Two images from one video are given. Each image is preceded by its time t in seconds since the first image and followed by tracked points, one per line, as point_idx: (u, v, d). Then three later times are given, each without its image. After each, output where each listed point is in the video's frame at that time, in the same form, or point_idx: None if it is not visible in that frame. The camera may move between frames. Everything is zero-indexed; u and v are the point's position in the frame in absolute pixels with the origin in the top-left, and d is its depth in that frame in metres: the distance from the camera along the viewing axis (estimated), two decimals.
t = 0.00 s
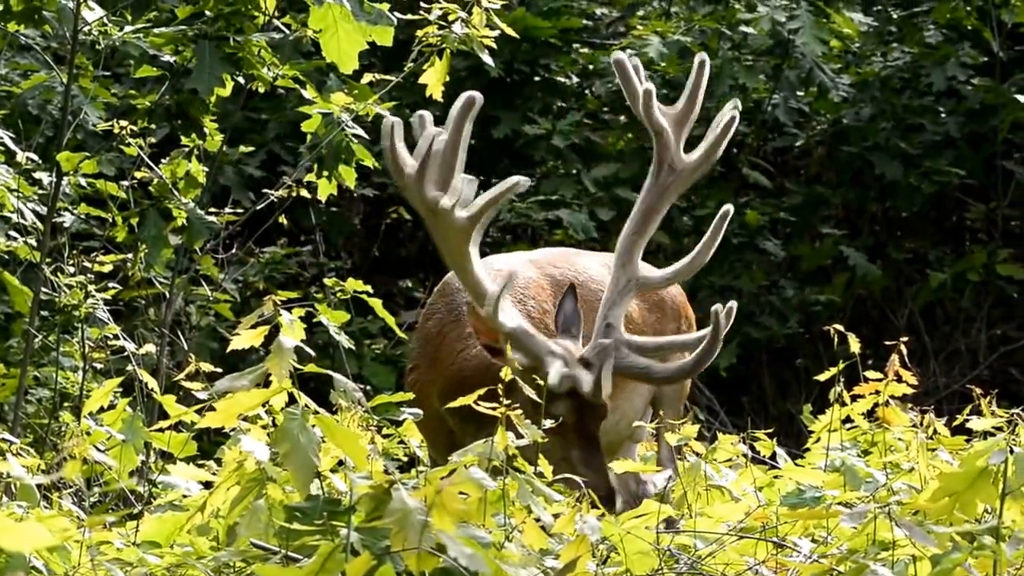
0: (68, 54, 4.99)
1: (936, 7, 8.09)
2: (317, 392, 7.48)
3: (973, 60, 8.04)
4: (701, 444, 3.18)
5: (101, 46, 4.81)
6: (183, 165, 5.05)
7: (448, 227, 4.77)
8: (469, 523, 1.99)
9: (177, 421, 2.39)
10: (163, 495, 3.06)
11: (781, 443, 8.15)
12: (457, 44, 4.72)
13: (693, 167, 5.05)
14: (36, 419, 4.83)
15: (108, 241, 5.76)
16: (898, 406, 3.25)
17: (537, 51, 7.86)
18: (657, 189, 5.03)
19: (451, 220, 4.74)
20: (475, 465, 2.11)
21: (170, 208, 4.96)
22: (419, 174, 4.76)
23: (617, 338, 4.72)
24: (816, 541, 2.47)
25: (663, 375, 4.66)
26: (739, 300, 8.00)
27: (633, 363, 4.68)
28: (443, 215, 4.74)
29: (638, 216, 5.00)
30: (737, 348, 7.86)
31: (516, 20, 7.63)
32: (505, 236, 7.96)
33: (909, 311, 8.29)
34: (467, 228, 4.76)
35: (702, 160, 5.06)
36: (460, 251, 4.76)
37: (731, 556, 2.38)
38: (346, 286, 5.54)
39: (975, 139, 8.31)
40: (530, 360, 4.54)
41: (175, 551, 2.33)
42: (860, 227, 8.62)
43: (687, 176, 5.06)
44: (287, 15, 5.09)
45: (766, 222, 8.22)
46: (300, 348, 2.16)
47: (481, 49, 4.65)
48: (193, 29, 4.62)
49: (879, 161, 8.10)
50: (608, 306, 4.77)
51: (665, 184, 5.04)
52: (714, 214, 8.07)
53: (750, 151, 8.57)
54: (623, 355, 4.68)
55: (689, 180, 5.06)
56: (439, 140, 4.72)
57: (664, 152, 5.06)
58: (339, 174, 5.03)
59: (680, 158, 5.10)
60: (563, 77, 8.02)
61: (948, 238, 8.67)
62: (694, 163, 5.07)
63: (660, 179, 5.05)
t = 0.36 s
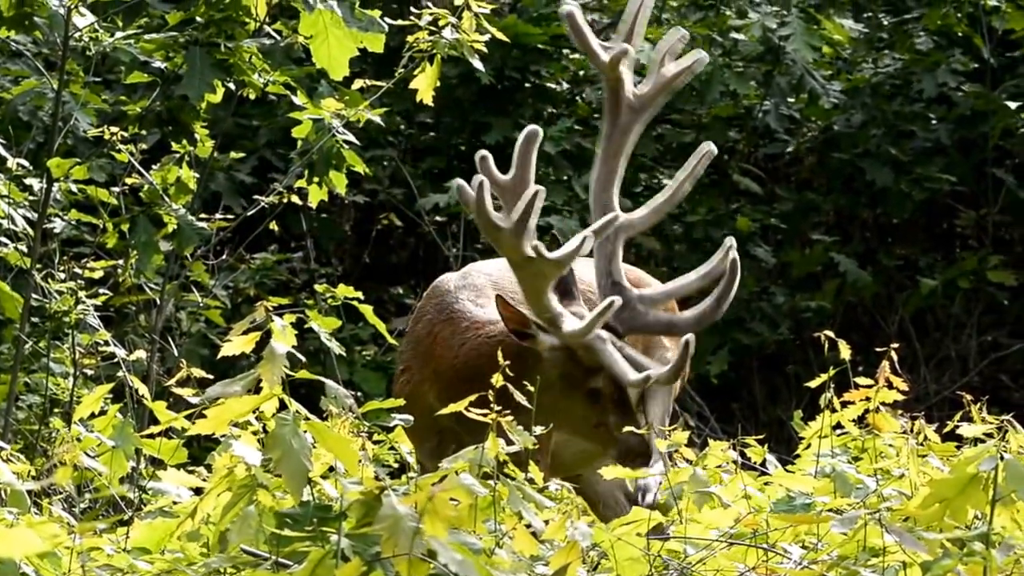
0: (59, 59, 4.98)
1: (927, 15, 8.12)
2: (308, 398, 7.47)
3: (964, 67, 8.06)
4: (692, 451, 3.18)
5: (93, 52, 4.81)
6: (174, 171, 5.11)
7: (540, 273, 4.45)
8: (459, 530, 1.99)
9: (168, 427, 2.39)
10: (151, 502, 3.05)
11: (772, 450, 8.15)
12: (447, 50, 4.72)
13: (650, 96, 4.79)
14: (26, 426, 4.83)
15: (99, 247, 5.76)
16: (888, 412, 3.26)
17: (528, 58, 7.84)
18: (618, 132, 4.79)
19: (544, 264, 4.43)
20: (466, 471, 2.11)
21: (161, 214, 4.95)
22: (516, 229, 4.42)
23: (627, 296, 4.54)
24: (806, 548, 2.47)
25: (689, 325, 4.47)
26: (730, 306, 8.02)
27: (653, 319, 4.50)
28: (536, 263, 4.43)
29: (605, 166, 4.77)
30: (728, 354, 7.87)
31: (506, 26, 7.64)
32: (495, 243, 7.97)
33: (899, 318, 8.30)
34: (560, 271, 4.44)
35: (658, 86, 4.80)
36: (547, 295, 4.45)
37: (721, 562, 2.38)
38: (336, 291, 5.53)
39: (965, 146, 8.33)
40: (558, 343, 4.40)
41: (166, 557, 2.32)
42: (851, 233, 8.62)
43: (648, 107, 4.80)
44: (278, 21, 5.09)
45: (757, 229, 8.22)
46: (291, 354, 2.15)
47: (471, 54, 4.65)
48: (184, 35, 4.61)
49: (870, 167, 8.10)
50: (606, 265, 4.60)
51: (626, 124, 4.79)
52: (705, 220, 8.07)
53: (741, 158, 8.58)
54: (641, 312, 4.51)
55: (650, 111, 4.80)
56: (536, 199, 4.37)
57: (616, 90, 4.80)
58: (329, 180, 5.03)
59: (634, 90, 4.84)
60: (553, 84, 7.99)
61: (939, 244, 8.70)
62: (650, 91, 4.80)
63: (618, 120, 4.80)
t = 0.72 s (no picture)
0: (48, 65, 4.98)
1: (916, 21, 8.15)
2: (297, 404, 7.47)
3: (953, 73, 8.09)
4: (681, 457, 3.19)
5: (82, 59, 4.80)
6: (163, 177, 5.10)
7: (568, 269, 4.46)
8: (449, 536, 1.99)
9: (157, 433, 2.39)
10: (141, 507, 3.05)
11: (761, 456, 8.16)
12: (436, 55, 4.72)
13: (628, 76, 4.85)
14: (15, 433, 4.82)
15: (89, 253, 5.76)
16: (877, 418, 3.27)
17: (516, 64, 7.91)
18: (601, 114, 4.87)
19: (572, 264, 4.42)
20: (455, 478, 2.12)
21: (150, 220, 4.94)
22: (545, 228, 4.43)
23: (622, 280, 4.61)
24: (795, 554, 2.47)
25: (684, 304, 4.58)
26: (719, 313, 8.05)
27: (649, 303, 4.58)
28: (565, 260, 4.44)
29: (590, 148, 4.87)
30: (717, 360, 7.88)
31: (496, 33, 7.65)
32: (485, 249, 7.97)
33: (888, 324, 8.32)
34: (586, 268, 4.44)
35: (634, 67, 4.86)
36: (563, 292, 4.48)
37: (710, 569, 2.39)
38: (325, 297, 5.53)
39: (954, 152, 8.35)
40: (562, 331, 4.45)
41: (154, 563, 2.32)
42: (840, 240, 8.63)
43: (629, 86, 4.86)
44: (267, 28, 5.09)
45: (746, 235, 8.23)
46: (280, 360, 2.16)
47: (460, 59, 4.65)
48: (174, 41, 4.61)
49: (859, 174, 8.11)
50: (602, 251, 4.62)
51: (608, 106, 4.87)
52: (694, 227, 8.08)
53: (730, 164, 8.60)
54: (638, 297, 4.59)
55: (630, 91, 4.87)
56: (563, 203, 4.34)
57: (595, 75, 4.86)
58: (319, 186, 5.03)
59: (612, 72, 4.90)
60: (542, 90, 7.99)
61: (928, 251, 8.72)
62: (627, 71, 4.87)
63: (600, 102, 4.87)
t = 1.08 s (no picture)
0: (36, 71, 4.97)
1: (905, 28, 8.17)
2: (286, 410, 7.46)
3: (942, 79, 8.10)
4: (670, 463, 3.20)
5: (70, 64, 4.79)
6: (152, 183, 5.07)
7: (546, 277, 4.50)
8: (438, 542, 1.99)
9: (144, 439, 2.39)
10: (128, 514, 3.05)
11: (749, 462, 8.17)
12: (425, 62, 4.72)
13: (651, 99, 4.89)
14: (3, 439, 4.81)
15: (77, 259, 5.74)
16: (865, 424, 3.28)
17: (506, 70, 7.89)
18: (620, 133, 4.91)
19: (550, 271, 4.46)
20: (444, 484, 2.12)
21: (139, 226, 4.94)
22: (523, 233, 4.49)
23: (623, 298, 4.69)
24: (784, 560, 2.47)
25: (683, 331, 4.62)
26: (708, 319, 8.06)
27: (648, 324, 4.64)
28: (542, 266, 4.48)
29: (606, 166, 4.92)
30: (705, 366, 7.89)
31: (484, 39, 7.66)
32: (474, 255, 7.97)
33: (877, 330, 8.34)
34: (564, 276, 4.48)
35: (659, 90, 4.88)
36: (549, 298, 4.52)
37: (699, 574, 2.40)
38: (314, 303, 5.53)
39: (943, 158, 8.37)
40: (555, 344, 4.45)
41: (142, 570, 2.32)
42: (829, 246, 8.62)
43: (651, 108, 4.90)
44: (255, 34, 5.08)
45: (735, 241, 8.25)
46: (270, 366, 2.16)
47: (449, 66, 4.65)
48: (162, 47, 4.60)
49: (848, 180, 8.13)
50: (605, 268, 4.72)
51: (629, 126, 4.90)
52: (683, 233, 8.08)
53: (719, 170, 8.62)
54: (636, 318, 4.66)
55: (651, 114, 4.90)
56: (541, 208, 4.40)
57: (618, 94, 4.90)
58: (308, 192, 5.03)
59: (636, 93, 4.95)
60: (532, 96, 7.96)
61: (916, 256, 8.75)
62: (651, 93, 4.90)
63: (621, 121, 4.90)
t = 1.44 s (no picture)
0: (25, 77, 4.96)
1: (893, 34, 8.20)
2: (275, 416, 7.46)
3: (930, 85, 8.12)
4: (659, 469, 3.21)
5: (59, 70, 4.78)
6: (140, 189, 5.05)
7: (536, 301, 4.45)
8: (428, 547, 2.00)
9: (133, 444, 2.39)
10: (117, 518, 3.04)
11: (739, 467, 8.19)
12: (415, 68, 4.72)
13: (645, 102, 4.88)
14: None
15: (65, 265, 5.74)
16: (854, 430, 3.29)
17: (495, 76, 7.90)
18: (615, 137, 4.91)
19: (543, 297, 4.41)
20: (434, 489, 2.13)
21: (128, 232, 4.93)
22: (514, 262, 4.40)
23: (617, 303, 4.69)
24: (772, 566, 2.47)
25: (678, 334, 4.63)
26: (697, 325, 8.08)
27: (644, 330, 4.66)
28: (533, 292, 4.43)
29: (601, 170, 4.92)
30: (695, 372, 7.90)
31: (474, 45, 7.66)
32: (463, 261, 7.98)
33: (866, 336, 8.36)
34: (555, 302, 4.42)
35: (653, 93, 4.89)
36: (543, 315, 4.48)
37: None
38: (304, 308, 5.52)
39: (931, 164, 8.39)
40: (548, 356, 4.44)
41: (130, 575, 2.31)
42: (818, 251, 8.62)
43: (645, 111, 4.90)
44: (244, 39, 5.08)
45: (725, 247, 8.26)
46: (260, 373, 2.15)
47: (439, 72, 4.65)
48: (150, 53, 4.59)
49: (837, 186, 8.14)
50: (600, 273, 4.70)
51: (623, 129, 4.91)
52: (673, 239, 8.08)
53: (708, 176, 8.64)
54: (632, 324, 4.66)
55: (645, 117, 4.90)
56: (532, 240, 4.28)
57: (612, 98, 4.90)
58: (297, 198, 5.02)
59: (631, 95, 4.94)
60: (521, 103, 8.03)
61: (905, 262, 8.78)
62: (645, 96, 4.90)
63: (616, 124, 4.90)
